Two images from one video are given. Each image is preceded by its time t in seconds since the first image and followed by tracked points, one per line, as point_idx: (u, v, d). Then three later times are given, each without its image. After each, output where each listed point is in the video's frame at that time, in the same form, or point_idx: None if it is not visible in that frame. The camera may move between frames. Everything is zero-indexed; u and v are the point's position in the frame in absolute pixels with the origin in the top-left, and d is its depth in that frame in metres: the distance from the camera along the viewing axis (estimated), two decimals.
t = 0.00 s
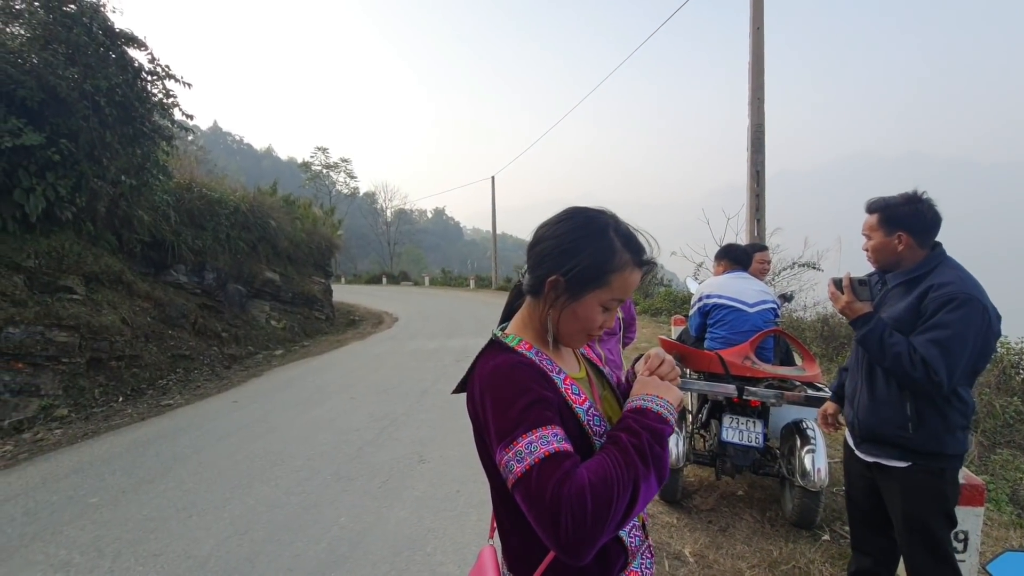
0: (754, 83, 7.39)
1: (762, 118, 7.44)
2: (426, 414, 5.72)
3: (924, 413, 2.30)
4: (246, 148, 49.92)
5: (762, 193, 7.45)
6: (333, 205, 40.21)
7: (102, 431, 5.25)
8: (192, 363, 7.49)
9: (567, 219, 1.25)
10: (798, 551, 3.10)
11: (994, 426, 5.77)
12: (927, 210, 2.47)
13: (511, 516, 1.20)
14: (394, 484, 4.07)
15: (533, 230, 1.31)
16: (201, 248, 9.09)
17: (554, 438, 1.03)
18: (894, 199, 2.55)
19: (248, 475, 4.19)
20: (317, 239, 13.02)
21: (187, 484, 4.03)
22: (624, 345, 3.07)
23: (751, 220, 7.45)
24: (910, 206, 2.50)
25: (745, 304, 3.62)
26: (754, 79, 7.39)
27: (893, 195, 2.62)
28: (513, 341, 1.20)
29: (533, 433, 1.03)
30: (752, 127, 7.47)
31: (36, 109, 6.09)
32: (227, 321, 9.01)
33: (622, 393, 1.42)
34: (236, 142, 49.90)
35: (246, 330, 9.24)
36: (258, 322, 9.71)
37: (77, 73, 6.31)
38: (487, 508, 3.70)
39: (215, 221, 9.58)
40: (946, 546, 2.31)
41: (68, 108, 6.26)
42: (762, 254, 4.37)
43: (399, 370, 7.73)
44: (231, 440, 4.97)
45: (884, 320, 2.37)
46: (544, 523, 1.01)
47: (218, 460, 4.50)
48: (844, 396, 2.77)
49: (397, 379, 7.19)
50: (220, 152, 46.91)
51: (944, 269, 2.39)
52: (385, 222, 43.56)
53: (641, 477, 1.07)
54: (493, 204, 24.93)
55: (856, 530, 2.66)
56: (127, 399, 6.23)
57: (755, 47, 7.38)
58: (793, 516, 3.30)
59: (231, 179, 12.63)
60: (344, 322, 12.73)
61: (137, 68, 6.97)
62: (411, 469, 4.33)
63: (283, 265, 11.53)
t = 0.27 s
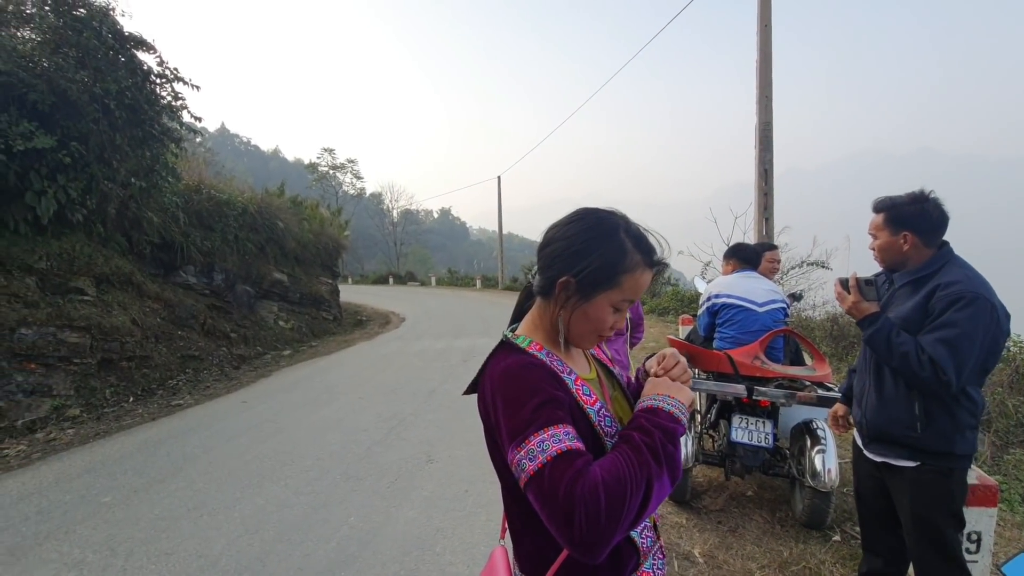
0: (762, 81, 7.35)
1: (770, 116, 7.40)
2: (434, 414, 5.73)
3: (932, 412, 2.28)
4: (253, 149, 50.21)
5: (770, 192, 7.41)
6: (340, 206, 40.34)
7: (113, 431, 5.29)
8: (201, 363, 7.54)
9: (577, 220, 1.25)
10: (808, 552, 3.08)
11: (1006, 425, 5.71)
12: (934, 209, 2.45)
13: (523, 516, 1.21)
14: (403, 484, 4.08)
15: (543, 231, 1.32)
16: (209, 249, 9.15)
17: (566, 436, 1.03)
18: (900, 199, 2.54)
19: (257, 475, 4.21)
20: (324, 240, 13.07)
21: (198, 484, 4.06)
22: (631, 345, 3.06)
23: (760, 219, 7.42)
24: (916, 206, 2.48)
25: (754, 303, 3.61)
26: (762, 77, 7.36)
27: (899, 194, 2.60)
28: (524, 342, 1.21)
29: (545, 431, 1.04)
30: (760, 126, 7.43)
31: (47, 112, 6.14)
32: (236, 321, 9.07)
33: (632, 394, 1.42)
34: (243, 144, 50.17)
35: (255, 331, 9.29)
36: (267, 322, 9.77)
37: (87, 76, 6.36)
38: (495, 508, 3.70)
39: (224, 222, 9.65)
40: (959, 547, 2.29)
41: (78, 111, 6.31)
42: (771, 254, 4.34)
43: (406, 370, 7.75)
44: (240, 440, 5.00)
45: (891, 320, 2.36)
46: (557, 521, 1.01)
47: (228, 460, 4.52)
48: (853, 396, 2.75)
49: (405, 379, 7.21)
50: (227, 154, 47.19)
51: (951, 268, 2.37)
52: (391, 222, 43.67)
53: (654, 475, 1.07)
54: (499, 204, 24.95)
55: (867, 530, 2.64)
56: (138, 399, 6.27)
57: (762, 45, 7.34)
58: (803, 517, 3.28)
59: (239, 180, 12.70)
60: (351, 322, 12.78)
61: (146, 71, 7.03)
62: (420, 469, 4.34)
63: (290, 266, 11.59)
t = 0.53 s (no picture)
0: (762, 81, 7.35)
1: (771, 116, 7.39)
2: (434, 414, 5.72)
3: (930, 412, 2.28)
4: (253, 149, 50.19)
5: (771, 192, 7.41)
6: (340, 205, 40.33)
7: (113, 431, 5.28)
8: (201, 363, 7.53)
9: (581, 221, 1.24)
10: (810, 552, 3.07)
11: (1007, 425, 5.71)
12: (931, 210, 2.45)
13: (526, 516, 1.20)
14: (403, 484, 4.07)
15: (546, 231, 1.31)
16: (209, 249, 9.14)
17: (570, 433, 1.03)
18: (897, 200, 2.54)
19: (258, 475, 4.20)
20: (324, 240, 13.06)
21: (198, 484, 4.05)
22: (632, 346, 3.06)
23: (760, 219, 7.42)
24: (912, 206, 2.48)
25: (756, 304, 3.60)
26: (763, 77, 7.35)
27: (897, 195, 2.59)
28: (528, 342, 1.20)
29: (549, 428, 1.03)
30: (760, 125, 7.43)
31: (47, 111, 6.12)
32: (235, 321, 9.06)
33: (635, 394, 1.41)
34: (243, 144, 50.15)
35: (254, 330, 9.28)
36: (266, 322, 9.76)
37: (87, 76, 6.35)
38: (496, 508, 3.69)
39: (224, 222, 9.65)
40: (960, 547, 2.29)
41: (78, 111, 6.30)
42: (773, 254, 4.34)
43: (407, 370, 7.74)
44: (240, 440, 4.99)
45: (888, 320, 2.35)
46: (562, 517, 1.00)
47: (228, 460, 4.51)
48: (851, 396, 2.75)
49: (405, 379, 7.20)
50: (227, 154, 47.18)
51: (948, 269, 2.36)
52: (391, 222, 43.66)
53: (660, 472, 1.06)
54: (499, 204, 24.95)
55: (868, 530, 2.63)
56: (137, 399, 6.26)
57: (763, 45, 7.34)
58: (804, 517, 3.27)
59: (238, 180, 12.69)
60: (351, 322, 12.78)
61: (146, 70, 7.02)
62: (421, 469, 4.34)
63: (290, 265, 11.59)
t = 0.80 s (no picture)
0: (766, 81, 7.33)
1: (775, 117, 7.37)
2: (438, 415, 5.72)
3: (931, 413, 2.26)
4: (257, 150, 50.34)
5: (775, 192, 7.39)
6: (343, 207, 40.41)
7: (117, 431, 5.30)
8: (205, 364, 7.55)
9: (584, 220, 1.23)
10: (815, 555, 3.06)
11: (1013, 427, 5.67)
12: (933, 210, 2.44)
13: (529, 517, 1.19)
14: (406, 485, 4.07)
15: (549, 231, 1.30)
16: (213, 250, 9.17)
17: (573, 435, 1.02)
18: (899, 201, 2.52)
19: (261, 476, 4.21)
20: (328, 241, 13.09)
21: (202, 484, 4.06)
22: (635, 346, 3.06)
23: (764, 220, 7.40)
24: (914, 207, 2.47)
25: (761, 305, 3.59)
26: (767, 77, 7.34)
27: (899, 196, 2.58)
28: (531, 343, 1.19)
29: (552, 430, 1.02)
30: (764, 126, 7.41)
31: (52, 113, 6.14)
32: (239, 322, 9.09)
33: (639, 395, 1.41)
34: (247, 145, 50.30)
35: (258, 331, 9.30)
36: (270, 323, 9.78)
37: (92, 78, 6.38)
38: (499, 509, 3.69)
39: (228, 224, 9.68)
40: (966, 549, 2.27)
41: (83, 113, 6.32)
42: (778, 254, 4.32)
43: (410, 371, 7.74)
44: (244, 441, 5.00)
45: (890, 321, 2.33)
46: (565, 520, 0.99)
47: (231, 460, 4.52)
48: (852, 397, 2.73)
49: (408, 380, 7.20)
50: (232, 155, 47.31)
51: (950, 269, 2.34)
52: (394, 223, 43.72)
53: (664, 474, 1.05)
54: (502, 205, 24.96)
55: (873, 533, 2.61)
56: (142, 399, 6.28)
57: (767, 45, 7.32)
58: (809, 520, 3.26)
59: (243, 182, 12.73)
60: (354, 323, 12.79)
61: (151, 72, 7.04)
62: (424, 470, 4.33)
63: (294, 266, 11.61)
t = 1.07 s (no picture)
0: (767, 82, 7.33)
1: (776, 117, 7.37)
2: (438, 415, 5.73)
3: (930, 413, 2.25)
4: (258, 151, 50.40)
5: (776, 193, 7.38)
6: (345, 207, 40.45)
7: (119, 432, 5.31)
8: (207, 364, 7.56)
9: (582, 220, 1.23)
10: (816, 556, 3.05)
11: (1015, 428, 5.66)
12: (931, 211, 2.44)
13: (527, 518, 1.19)
14: (407, 486, 4.07)
15: (547, 231, 1.30)
16: (214, 251, 9.19)
17: (569, 435, 1.02)
18: (898, 201, 2.52)
19: (262, 476, 4.21)
20: (329, 241, 13.10)
21: (203, 484, 4.06)
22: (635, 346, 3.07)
23: (765, 220, 7.40)
24: (913, 208, 2.47)
25: (762, 305, 3.59)
26: (768, 77, 7.34)
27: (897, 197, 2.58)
28: (529, 343, 1.19)
29: (548, 431, 1.03)
30: (765, 126, 7.41)
31: (54, 115, 6.16)
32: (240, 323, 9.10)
33: (637, 395, 1.41)
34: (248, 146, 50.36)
35: (259, 332, 9.31)
36: (271, 323, 9.79)
37: (94, 79, 6.40)
38: (500, 510, 3.69)
39: (229, 224, 9.69)
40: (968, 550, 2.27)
41: (85, 114, 6.34)
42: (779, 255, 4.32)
43: (411, 372, 7.75)
44: (244, 441, 5.00)
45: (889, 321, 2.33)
46: (562, 521, 0.99)
47: (232, 461, 4.53)
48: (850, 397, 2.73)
49: (409, 381, 7.21)
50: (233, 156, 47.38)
51: (949, 270, 2.34)
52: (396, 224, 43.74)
53: (662, 475, 1.05)
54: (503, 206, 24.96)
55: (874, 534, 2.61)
56: (143, 400, 6.29)
57: (768, 45, 7.32)
58: (810, 520, 3.25)
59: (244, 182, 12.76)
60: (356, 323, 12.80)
61: (152, 73, 7.06)
62: (425, 470, 4.34)
63: (295, 267, 11.62)
